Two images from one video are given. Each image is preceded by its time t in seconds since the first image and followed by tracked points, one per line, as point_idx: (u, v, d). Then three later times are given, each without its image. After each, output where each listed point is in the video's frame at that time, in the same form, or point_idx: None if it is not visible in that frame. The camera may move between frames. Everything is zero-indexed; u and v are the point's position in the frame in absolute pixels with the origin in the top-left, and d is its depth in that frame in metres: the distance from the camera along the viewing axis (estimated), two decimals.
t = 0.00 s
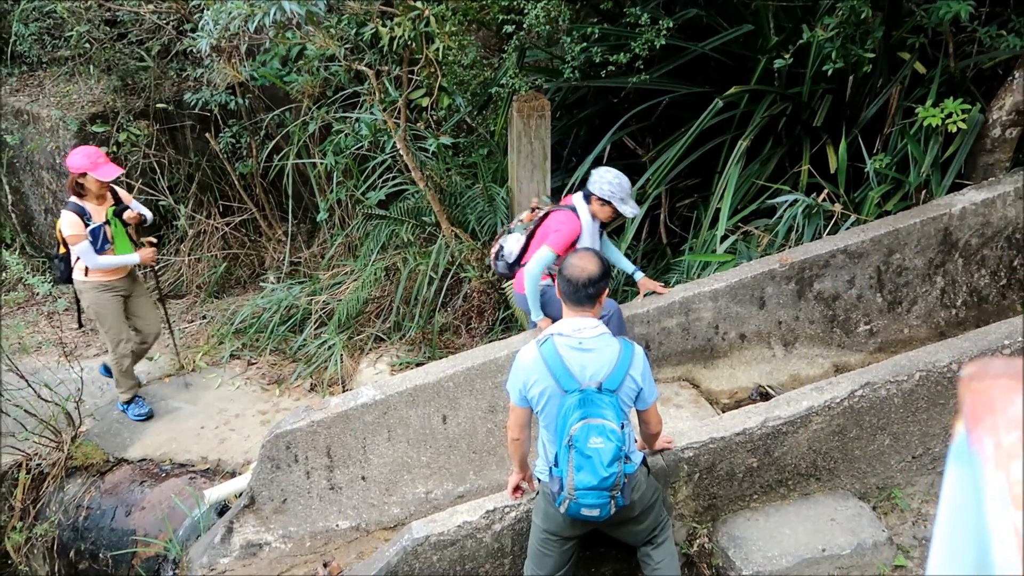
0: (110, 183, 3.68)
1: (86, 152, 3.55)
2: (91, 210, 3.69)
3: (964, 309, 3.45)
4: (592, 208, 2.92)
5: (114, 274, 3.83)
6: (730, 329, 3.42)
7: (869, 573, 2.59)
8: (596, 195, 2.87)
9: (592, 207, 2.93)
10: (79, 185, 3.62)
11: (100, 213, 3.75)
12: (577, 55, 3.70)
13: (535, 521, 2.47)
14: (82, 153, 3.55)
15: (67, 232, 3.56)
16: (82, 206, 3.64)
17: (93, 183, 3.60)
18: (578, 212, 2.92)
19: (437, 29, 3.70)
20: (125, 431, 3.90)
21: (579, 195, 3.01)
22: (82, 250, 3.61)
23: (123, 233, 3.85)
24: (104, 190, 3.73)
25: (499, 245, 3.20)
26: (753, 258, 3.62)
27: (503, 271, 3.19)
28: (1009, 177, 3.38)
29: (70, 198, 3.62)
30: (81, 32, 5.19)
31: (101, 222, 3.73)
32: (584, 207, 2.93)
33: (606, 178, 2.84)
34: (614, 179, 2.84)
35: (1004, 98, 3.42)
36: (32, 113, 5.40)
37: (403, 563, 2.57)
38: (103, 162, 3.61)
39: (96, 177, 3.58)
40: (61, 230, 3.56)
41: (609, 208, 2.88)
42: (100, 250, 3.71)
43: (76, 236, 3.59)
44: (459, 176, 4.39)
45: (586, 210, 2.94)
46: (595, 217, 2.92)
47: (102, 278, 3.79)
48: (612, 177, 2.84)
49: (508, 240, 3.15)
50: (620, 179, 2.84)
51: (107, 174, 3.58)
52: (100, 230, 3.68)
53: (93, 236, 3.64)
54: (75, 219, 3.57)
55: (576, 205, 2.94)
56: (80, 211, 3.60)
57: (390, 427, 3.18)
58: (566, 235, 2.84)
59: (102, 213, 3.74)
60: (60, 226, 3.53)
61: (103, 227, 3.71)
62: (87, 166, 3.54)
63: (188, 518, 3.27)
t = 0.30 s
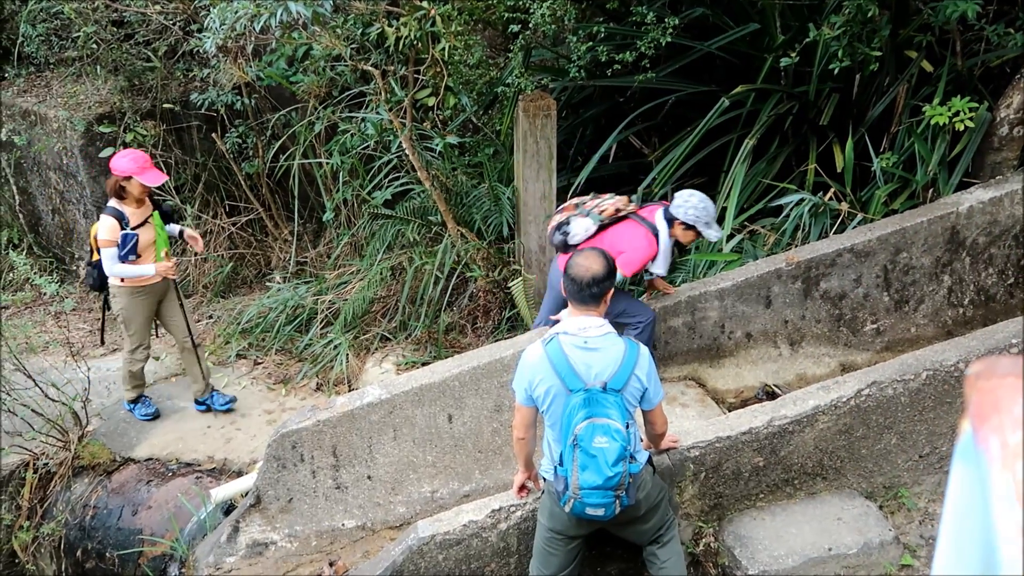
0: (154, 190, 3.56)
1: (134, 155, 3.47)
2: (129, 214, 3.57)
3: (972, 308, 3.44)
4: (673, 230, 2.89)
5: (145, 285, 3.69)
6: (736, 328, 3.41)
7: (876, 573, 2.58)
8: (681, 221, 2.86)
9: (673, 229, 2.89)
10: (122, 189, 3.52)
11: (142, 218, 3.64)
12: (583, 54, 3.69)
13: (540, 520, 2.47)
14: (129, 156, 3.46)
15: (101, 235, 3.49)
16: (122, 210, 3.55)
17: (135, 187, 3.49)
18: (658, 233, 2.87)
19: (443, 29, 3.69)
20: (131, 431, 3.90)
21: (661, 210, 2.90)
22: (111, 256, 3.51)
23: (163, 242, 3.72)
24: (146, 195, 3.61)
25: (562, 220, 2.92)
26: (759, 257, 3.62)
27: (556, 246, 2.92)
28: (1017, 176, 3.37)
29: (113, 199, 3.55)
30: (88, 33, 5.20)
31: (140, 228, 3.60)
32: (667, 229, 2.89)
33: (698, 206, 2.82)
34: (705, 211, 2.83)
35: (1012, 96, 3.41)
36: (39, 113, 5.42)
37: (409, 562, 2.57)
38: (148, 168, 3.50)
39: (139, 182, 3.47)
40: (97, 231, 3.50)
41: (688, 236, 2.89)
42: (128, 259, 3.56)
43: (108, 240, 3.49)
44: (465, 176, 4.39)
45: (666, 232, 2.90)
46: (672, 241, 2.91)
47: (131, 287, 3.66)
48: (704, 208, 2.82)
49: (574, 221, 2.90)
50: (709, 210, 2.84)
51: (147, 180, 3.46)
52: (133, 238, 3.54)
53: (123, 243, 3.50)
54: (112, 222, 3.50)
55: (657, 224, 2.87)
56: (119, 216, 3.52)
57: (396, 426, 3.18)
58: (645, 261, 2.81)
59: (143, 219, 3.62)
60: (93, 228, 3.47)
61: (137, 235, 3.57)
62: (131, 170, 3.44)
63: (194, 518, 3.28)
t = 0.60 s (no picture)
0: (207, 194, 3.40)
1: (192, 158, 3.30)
2: (177, 216, 3.41)
3: (968, 307, 3.44)
4: (716, 202, 2.82)
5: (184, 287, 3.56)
6: (733, 328, 3.42)
7: (872, 572, 2.59)
8: (722, 191, 2.77)
9: (716, 201, 2.82)
10: (175, 189, 3.34)
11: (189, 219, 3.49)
12: (580, 53, 3.69)
13: (536, 519, 2.47)
14: (187, 157, 3.29)
15: (149, 234, 3.32)
16: (171, 210, 3.38)
17: (189, 190, 3.32)
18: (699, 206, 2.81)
19: (440, 28, 3.68)
20: (128, 431, 3.90)
21: (704, 183, 2.85)
22: (153, 256, 3.35)
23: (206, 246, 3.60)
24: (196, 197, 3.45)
25: (599, 195, 2.90)
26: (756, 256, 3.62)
27: (593, 222, 2.91)
28: (1013, 175, 3.37)
29: (163, 197, 3.37)
30: (85, 32, 5.21)
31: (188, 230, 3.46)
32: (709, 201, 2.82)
33: (737, 174, 2.73)
34: (747, 178, 2.73)
35: (1008, 95, 3.41)
36: (35, 112, 5.40)
37: (406, 562, 2.57)
38: (204, 171, 3.33)
39: (194, 184, 3.31)
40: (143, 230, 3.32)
41: (732, 206, 2.80)
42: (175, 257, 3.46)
43: (153, 240, 3.33)
44: (462, 175, 4.39)
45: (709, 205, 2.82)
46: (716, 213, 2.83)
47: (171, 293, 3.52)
48: (745, 176, 2.72)
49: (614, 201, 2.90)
50: (750, 178, 2.74)
51: (204, 185, 3.29)
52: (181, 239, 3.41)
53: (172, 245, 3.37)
54: (162, 223, 3.34)
55: (701, 197, 2.82)
56: (168, 216, 3.36)
57: (393, 426, 3.18)
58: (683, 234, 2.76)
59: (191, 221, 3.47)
60: (141, 227, 3.30)
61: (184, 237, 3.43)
62: (188, 172, 3.28)
63: (191, 517, 3.27)
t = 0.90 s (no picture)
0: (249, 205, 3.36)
1: (237, 168, 3.26)
2: (218, 224, 3.35)
3: (971, 309, 3.44)
4: (722, 159, 2.75)
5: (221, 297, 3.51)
6: (736, 329, 3.42)
7: (874, 574, 2.59)
8: (725, 145, 2.71)
9: (721, 157, 2.76)
10: (217, 198, 3.30)
11: (230, 229, 3.44)
12: (583, 55, 3.69)
13: (539, 520, 2.47)
14: (231, 167, 3.26)
15: (189, 241, 3.26)
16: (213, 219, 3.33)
17: (233, 200, 3.28)
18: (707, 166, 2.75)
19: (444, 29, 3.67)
20: (131, 431, 3.90)
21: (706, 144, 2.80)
22: (191, 263, 3.29)
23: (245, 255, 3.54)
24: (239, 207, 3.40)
25: (606, 184, 2.94)
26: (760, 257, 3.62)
27: (607, 212, 2.95)
28: (1016, 177, 3.37)
29: (205, 206, 3.33)
30: (88, 33, 5.21)
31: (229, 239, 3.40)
32: (715, 159, 2.76)
33: (740, 127, 2.66)
34: (751, 130, 2.66)
35: (1011, 97, 3.41)
36: (39, 113, 5.41)
37: (408, 563, 2.57)
38: (248, 182, 3.29)
39: (237, 195, 3.26)
40: (184, 237, 3.27)
41: (739, 161, 2.73)
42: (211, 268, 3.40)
43: (193, 248, 3.27)
44: (465, 176, 4.39)
45: (715, 161, 2.76)
46: (724, 170, 2.76)
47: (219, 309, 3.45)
48: (750, 129, 2.65)
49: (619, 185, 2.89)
50: (753, 130, 2.66)
51: (247, 195, 3.24)
52: (222, 248, 3.36)
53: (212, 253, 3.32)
54: (202, 231, 3.28)
55: (705, 156, 2.76)
56: (210, 224, 3.30)
57: (396, 427, 3.18)
58: (695, 196, 2.70)
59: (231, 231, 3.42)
60: (182, 233, 3.24)
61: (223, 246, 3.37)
62: (232, 182, 3.24)
63: (193, 518, 3.28)
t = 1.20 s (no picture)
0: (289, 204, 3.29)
1: (276, 166, 3.20)
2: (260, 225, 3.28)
3: (966, 307, 3.45)
4: (715, 138, 2.70)
5: (260, 298, 3.41)
6: (731, 327, 3.41)
7: (869, 571, 2.60)
8: (716, 123, 2.67)
9: (713, 137, 2.72)
10: (257, 198, 3.24)
11: (270, 230, 3.37)
12: (578, 53, 3.69)
13: (534, 518, 2.47)
14: (270, 165, 3.19)
15: (231, 241, 3.18)
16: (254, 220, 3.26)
17: (274, 199, 3.21)
18: (699, 146, 2.71)
19: (438, 27, 3.67)
20: (125, 429, 3.89)
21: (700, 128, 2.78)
22: (230, 264, 3.20)
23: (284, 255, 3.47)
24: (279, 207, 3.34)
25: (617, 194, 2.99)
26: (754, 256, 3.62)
27: (622, 221, 2.97)
28: (1011, 176, 3.38)
29: (244, 206, 3.26)
30: (82, 30, 5.18)
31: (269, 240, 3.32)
32: (706, 138, 2.71)
33: (727, 104, 2.62)
34: (739, 105, 2.61)
35: (1006, 96, 3.42)
36: (33, 110, 5.39)
37: (403, 561, 2.57)
38: (287, 180, 3.22)
39: (277, 193, 3.19)
40: (225, 237, 3.18)
41: (730, 139, 2.67)
42: (251, 270, 3.31)
43: (235, 248, 3.18)
44: (460, 174, 4.39)
45: (707, 141, 2.72)
46: (717, 149, 2.71)
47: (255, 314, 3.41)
48: (736, 104, 2.61)
49: (625, 186, 2.92)
50: (742, 105, 2.61)
51: (288, 193, 3.17)
52: (263, 250, 3.28)
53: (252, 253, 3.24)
54: (245, 232, 3.20)
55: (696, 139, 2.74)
56: (252, 225, 3.22)
57: (390, 425, 3.18)
58: (685, 176, 2.66)
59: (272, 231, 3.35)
60: (224, 233, 3.16)
61: (264, 247, 3.29)
62: (271, 180, 3.17)
63: (188, 516, 3.27)
